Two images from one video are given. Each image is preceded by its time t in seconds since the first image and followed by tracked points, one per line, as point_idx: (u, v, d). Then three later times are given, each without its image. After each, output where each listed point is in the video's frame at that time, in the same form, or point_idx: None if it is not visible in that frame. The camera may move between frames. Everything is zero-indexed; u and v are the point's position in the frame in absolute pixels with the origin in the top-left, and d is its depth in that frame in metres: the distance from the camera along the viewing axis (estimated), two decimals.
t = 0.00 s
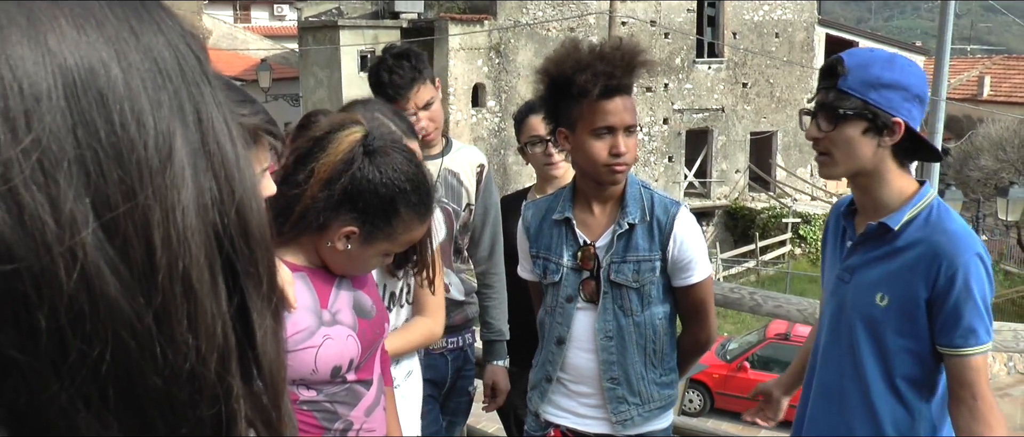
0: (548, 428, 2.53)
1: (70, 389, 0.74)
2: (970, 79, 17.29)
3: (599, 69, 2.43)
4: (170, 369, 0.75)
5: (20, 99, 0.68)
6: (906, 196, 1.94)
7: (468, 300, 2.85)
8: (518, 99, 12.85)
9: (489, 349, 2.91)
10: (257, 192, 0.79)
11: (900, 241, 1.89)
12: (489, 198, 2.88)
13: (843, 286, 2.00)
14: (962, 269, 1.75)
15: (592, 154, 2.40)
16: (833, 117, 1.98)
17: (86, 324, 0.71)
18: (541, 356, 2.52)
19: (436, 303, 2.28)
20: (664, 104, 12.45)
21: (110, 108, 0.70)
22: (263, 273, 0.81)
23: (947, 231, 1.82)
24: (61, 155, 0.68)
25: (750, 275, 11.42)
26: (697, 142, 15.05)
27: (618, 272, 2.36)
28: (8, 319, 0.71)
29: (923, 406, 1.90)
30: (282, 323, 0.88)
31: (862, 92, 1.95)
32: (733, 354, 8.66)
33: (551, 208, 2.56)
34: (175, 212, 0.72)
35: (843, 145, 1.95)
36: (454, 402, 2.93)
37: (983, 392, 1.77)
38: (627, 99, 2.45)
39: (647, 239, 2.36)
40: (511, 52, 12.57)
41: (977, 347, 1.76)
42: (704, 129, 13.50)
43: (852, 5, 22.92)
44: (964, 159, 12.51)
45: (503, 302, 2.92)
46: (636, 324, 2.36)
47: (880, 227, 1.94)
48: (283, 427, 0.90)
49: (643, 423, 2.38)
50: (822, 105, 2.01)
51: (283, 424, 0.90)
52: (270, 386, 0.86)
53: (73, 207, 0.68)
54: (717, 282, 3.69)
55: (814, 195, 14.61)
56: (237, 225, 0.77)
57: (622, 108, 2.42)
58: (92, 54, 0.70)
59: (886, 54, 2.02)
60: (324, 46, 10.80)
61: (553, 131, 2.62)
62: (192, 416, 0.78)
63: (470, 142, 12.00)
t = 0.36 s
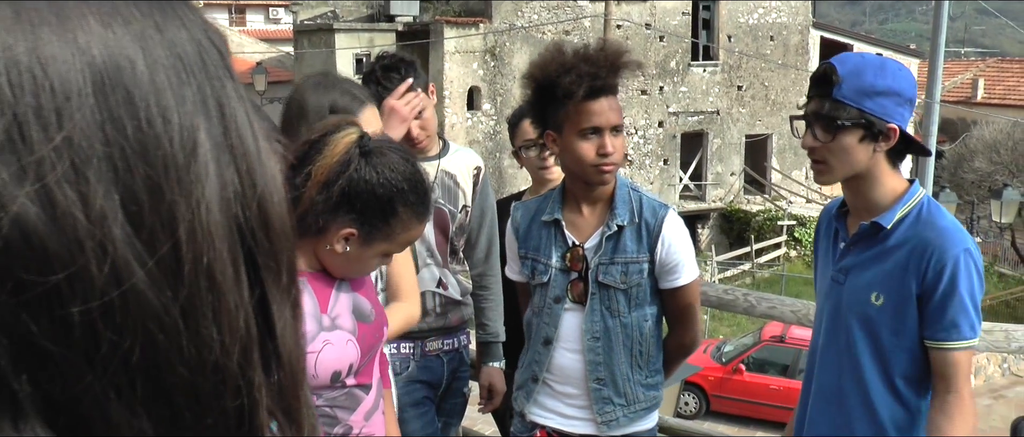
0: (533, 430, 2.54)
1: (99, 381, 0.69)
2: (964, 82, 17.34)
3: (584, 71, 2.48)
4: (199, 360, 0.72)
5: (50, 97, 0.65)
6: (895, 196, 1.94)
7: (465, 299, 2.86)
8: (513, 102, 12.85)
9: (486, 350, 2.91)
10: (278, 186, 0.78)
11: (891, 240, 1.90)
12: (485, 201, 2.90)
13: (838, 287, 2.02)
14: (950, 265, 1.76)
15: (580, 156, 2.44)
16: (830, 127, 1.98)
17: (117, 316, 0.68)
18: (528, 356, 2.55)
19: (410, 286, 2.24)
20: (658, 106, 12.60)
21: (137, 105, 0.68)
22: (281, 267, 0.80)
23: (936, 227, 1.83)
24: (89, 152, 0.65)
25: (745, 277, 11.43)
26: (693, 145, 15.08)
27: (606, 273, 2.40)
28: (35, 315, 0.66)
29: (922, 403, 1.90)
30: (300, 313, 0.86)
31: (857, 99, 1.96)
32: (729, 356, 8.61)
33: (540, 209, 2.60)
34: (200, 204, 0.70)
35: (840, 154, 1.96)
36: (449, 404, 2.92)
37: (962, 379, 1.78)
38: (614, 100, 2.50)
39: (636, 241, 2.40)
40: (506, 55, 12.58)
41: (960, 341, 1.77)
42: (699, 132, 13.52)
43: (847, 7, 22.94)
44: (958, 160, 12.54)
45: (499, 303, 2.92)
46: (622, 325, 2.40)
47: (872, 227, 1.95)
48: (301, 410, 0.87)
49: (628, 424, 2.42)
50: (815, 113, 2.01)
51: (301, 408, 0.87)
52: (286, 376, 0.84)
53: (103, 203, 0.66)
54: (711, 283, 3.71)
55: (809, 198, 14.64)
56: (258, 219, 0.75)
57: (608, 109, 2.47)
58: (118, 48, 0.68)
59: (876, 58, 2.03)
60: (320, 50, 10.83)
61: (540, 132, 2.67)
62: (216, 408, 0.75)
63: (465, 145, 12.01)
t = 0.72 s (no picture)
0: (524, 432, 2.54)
1: (120, 378, 0.68)
2: (958, 85, 17.37)
3: (574, 74, 2.47)
4: (215, 358, 0.72)
5: (72, 99, 0.65)
6: (906, 199, 1.99)
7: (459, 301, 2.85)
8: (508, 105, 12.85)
9: (479, 353, 2.92)
10: (293, 189, 0.78)
11: (899, 243, 1.95)
12: (481, 204, 2.88)
13: (844, 286, 2.06)
14: (957, 269, 1.82)
15: (570, 158, 2.44)
16: (844, 142, 2.01)
17: (138, 314, 0.67)
18: (517, 358, 2.55)
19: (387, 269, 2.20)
20: (653, 109, 12.66)
21: (157, 106, 0.67)
22: (297, 265, 0.80)
23: (944, 232, 1.88)
24: (111, 152, 0.65)
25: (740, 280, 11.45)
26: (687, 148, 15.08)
27: (598, 273, 2.41)
28: (60, 311, 0.65)
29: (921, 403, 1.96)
30: (311, 309, 0.86)
31: (869, 110, 2.00)
32: (724, 358, 8.61)
33: (528, 211, 2.59)
34: (216, 204, 0.70)
35: (859, 167, 2.00)
36: (445, 406, 2.92)
37: (971, 380, 1.84)
38: (602, 102, 2.51)
39: (625, 242, 2.43)
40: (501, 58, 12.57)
41: (969, 347, 1.83)
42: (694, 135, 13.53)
43: (839, 9, 22.99)
44: (953, 164, 12.59)
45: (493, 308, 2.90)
46: (614, 325, 2.42)
47: (882, 229, 2.00)
48: (308, 408, 0.87)
49: (620, 423, 2.44)
50: (829, 128, 2.06)
51: (311, 407, 0.88)
52: (297, 375, 0.85)
53: (123, 202, 0.65)
54: (705, 284, 3.72)
55: (804, 200, 14.65)
56: (274, 219, 0.76)
57: (597, 111, 2.47)
58: (137, 50, 0.68)
59: (880, 63, 2.07)
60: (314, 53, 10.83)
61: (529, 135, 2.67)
62: (231, 406, 0.74)
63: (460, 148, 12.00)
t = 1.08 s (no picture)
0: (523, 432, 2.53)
1: (139, 388, 0.68)
2: (954, 85, 17.38)
3: (569, 76, 2.48)
4: (233, 367, 0.71)
5: (95, 107, 0.64)
6: (903, 200, 2.01)
7: (456, 304, 2.86)
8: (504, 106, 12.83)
9: (475, 356, 2.92)
10: (310, 197, 0.76)
11: (895, 244, 1.97)
12: (476, 209, 2.94)
13: (841, 287, 2.09)
14: (952, 271, 1.83)
15: (565, 160, 2.44)
16: (841, 136, 2.05)
17: (158, 324, 0.67)
18: (516, 359, 2.54)
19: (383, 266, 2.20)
20: (649, 109, 12.66)
21: (178, 115, 0.67)
22: (314, 274, 0.79)
23: (939, 232, 1.89)
24: (133, 161, 0.65)
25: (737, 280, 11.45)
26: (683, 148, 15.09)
27: (595, 273, 2.41)
28: (78, 321, 0.65)
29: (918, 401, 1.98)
30: (326, 318, 0.84)
31: (869, 107, 2.03)
32: (721, 358, 8.60)
33: (522, 213, 2.58)
34: (235, 213, 0.69)
35: (852, 163, 2.02)
36: (442, 406, 2.92)
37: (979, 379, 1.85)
38: (597, 103, 2.51)
39: (621, 240, 2.44)
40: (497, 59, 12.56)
41: (968, 346, 1.84)
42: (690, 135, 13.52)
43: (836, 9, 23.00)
44: (949, 163, 12.61)
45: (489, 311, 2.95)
46: (612, 324, 2.42)
47: (878, 230, 2.02)
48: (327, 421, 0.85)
49: (621, 421, 2.45)
50: (826, 121, 2.09)
51: (327, 417, 0.85)
52: (315, 388, 0.82)
53: (144, 211, 0.65)
54: (701, 284, 3.72)
55: (801, 201, 14.66)
56: (291, 228, 0.74)
57: (592, 112, 2.47)
58: (160, 58, 0.67)
59: (885, 64, 2.10)
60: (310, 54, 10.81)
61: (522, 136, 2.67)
62: (249, 415, 0.73)
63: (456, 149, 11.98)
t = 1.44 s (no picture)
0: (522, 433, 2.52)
1: (144, 397, 0.67)
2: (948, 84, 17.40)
3: (562, 74, 2.46)
4: (236, 377, 0.70)
5: (105, 117, 0.63)
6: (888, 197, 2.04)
7: (451, 308, 2.84)
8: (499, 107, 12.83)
9: (467, 358, 2.96)
10: (313, 203, 0.75)
11: (880, 242, 2.00)
12: (467, 211, 2.94)
13: (831, 287, 2.12)
14: (934, 268, 1.85)
15: (559, 159, 2.43)
16: (822, 123, 2.08)
17: (164, 333, 0.66)
18: (513, 361, 2.54)
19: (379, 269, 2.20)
20: (644, 110, 12.67)
21: (187, 124, 0.66)
22: (316, 281, 0.77)
23: (922, 229, 1.92)
24: (142, 171, 0.64)
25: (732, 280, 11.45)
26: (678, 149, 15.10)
27: (591, 274, 2.40)
28: (86, 327, 0.64)
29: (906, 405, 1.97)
30: (330, 327, 0.82)
31: (852, 99, 2.05)
32: (717, 359, 8.61)
33: (519, 215, 2.56)
34: (242, 222, 0.67)
35: (831, 153, 2.06)
36: (439, 409, 2.90)
37: (962, 375, 1.84)
38: (590, 102, 2.49)
39: (618, 241, 2.43)
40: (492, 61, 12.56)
41: (954, 345, 1.83)
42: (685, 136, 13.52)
43: (829, 8, 23.03)
44: (943, 163, 12.63)
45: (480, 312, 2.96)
46: (609, 325, 2.41)
47: (863, 229, 2.05)
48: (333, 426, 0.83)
49: (618, 423, 2.44)
50: (810, 109, 2.12)
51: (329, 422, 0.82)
52: (317, 393, 0.79)
53: (153, 222, 0.64)
54: (698, 285, 3.71)
55: (796, 201, 14.66)
56: (295, 236, 0.73)
57: (586, 111, 2.46)
58: (170, 66, 0.66)
59: (876, 60, 2.12)
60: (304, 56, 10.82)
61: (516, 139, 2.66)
62: (252, 424, 0.72)
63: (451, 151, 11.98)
